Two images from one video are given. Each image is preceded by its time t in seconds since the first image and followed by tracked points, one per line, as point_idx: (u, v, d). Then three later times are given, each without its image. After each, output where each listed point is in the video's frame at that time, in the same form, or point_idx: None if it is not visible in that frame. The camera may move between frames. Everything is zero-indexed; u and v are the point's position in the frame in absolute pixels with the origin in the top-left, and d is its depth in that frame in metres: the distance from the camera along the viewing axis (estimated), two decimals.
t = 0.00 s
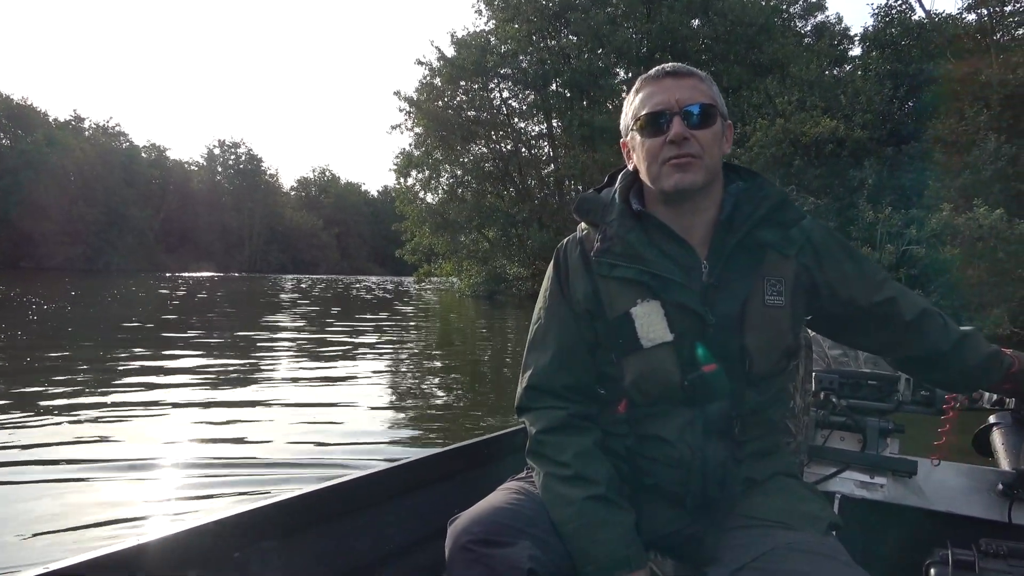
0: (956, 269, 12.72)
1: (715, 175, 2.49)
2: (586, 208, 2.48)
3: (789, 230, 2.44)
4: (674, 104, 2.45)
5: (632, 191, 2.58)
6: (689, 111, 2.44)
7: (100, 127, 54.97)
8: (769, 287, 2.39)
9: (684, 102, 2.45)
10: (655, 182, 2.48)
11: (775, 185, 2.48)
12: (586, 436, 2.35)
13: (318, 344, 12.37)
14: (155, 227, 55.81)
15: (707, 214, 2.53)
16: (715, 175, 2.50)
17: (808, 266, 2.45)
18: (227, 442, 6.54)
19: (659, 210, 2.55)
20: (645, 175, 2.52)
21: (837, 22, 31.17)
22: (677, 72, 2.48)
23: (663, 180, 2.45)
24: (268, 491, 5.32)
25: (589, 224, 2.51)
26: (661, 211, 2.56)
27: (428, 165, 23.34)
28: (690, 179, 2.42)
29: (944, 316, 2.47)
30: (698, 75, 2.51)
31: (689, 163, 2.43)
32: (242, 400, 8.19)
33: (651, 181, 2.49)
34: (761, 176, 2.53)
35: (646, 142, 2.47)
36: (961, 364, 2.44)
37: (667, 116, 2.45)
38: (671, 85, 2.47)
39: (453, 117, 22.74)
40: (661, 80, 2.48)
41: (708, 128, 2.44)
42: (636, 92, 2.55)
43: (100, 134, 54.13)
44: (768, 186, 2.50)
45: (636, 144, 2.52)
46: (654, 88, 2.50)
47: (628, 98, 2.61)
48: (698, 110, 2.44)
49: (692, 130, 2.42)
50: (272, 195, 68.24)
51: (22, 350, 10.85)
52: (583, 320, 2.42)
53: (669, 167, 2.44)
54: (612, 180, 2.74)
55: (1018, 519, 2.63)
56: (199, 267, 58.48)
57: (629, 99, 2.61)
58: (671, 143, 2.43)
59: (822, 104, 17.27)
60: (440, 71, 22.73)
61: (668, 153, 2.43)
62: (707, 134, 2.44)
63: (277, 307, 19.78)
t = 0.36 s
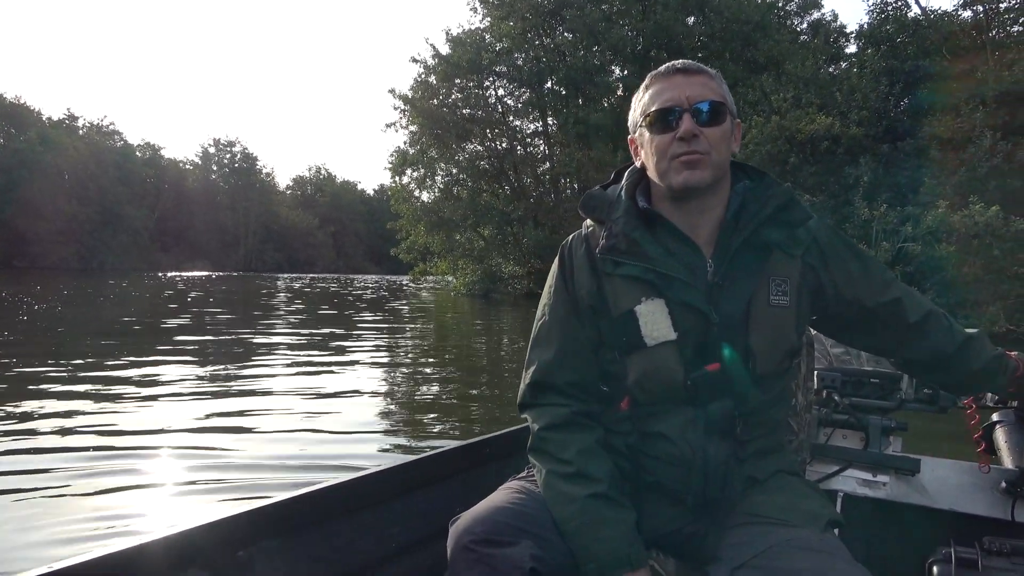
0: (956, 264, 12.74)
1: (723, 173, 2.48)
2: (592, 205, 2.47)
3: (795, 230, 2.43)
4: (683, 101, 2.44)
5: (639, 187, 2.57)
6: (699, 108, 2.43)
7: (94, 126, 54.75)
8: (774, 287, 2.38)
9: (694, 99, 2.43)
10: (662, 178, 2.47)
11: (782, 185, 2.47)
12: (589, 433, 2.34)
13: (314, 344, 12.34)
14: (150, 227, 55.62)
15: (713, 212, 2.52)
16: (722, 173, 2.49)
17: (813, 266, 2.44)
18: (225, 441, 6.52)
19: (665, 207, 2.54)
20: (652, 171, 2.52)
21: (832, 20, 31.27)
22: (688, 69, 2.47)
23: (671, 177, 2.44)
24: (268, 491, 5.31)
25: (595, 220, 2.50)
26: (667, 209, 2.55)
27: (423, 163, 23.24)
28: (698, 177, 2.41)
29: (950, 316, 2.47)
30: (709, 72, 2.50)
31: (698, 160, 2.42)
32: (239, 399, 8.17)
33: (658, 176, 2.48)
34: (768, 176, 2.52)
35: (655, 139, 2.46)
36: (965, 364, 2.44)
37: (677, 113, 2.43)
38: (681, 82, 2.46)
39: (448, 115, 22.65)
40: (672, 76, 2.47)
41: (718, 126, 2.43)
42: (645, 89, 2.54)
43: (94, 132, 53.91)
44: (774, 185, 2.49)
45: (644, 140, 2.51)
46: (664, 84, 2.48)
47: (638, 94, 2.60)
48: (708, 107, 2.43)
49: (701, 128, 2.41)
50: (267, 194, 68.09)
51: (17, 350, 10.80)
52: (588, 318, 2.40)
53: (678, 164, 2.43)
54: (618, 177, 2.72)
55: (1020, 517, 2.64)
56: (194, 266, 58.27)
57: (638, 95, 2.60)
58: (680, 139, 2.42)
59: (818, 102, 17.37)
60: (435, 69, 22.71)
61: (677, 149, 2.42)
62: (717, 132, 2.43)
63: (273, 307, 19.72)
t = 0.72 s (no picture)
0: (965, 254, 12.82)
1: (729, 174, 2.48)
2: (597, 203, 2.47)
3: (800, 229, 2.42)
4: (690, 101, 2.43)
5: (644, 186, 2.57)
6: (707, 108, 2.42)
7: (87, 123, 54.41)
8: (779, 287, 2.37)
9: (702, 98, 2.43)
10: (668, 177, 2.47)
11: (788, 185, 2.47)
12: (590, 431, 2.33)
13: (309, 342, 12.32)
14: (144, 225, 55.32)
15: (717, 211, 2.52)
16: (728, 173, 2.49)
17: (818, 265, 2.43)
18: (221, 441, 6.49)
19: (670, 206, 2.55)
20: (657, 171, 2.51)
21: (826, 18, 31.37)
22: (695, 69, 2.47)
23: (677, 176, 2.44)
24: (266, 490, 5.29)
25: (599, 218, 2.50)
26: (672, 208, 2.55)
27: (418, 161, 23.08)
28: (704, 176, 2.41)
29: (955, 317, 2.46)
30: (717, 72, 2.50)
31: (705, 160, 2.41)
32: (235, 398, 8.15)
33: (664, 176, 2.48)
34: (774, 176, 2.52)
35: (662, 138, 2.46)
36: (970, 364, 2.43)
37: (683, 112, 2.43)
38: (688, 81, 2.45)
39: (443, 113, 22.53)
40: (679, 75, 2.46)
41: (725, 126, 2.43)
42: (653, 87, 2.54)
43: (88, 130, 53.57)
44: (779, 185, 2.48)
45: (651, 140, 2.51)
46: (671, 84, 2.48)
47: (645, 93, 2.60)
48: (716, 107, 2.42)
49: (708, 127, 2.41)
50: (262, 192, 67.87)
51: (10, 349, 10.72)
52: (591, 315, 2.40)
53: (684, 163, 2.42)
54: (625, 175, 2.72)
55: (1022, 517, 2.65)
56: (188, 264, 58.01)
57: (646, 94, 2.60)
58: (687, 139, 2.42)
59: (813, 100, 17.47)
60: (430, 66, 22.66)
61: (683, 148, 2.42)
62: (724, 132, 2.42)
63: (269, 305, 19.64)
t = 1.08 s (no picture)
0: (963, 251, 12.82)
1: (736, 170, 2.48)
2: (604, 198, 2.47)
3: (804, 225, 2.41)
4: (698, 95, 2.43)
5: (651, 182, 2.57)
6: (714, 102, 2.42)
7: (83, 124, 54.30)
8: (785, 283, 2.36)
9: (709, 93, 2.42)
10: (674, 172, 2.46)
11: (793, 181, 2.46)
12: (595, 426, 2.32)
13: (307, 342, 12.30)
14: (140, 225, 55.21)
15: (723, 206, 2.51)
16: (734, 169, 2.48)
17: (822, 261, 2.42)
18: (222, 441, 6.48)
19: (677, 202, 2.54)
20: (664, 166, 2.51)
21: (823, 15, 31.42)
22: (703, 63, 2.46)
23: (684, 170, 2.43)
24: (266, 490, 5.29)
25: (606, 213, 2.50)
26: (679, 203, 2.55)
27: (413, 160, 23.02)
28: (712, 170, 2.40)
29: (960, 313, 2.46)
30: (725, 68, 2.49)
31: (712, 155, 2.41)
32: (234, 398, 8.13)
33: (671, 171, 2.47)
34: (780, 172, 2.51)
35: (669, 133, 2.46)
36: (975, 359, 2.43)
37: (691, 106, 2.42)
38: (696, 76, 2.45)
39: (438, 112, 22.55)
40: (687, 70, 2.46)
41: (732, 120, 2.42)
42: (661, 82, 2.53)
43: (83, 131, 53.44)
44: (785, 181, 2.48)
45: (658, 135, 2.50)
46: (679, 78, 2.47)
47: (653, 89, 2.59)
48: (723, 102, 2.42)
49: (716, 121, 2.40)
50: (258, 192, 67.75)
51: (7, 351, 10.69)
52: (597, 310, 2.39)
53: (691, 159, 2.42)
54: (631, 171, 2.72)
55: None
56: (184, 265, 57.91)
57: (654, 89, 2.59)
58: (694, 133, 2.41)
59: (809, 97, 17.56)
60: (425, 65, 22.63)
61: (690, 143, 2.41)
62: (732, 127, 2.42)
63: (266, 305, 19.62)
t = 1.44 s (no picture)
0: (962, 251, 12.95)
1: (736, 176, 2.47)
2: (605, 203, 2.48)
3: (806, 230, 2.41)
4: (697, 102, 2.42)
5: (652, 187, 2.57)
6: (714, 108, 2.41)
7: (77, 128, 54.13)
8: (786, 287, 2.36)
9: (708, 100, 2.42)
10: (675, 178, 2.46)
11: (794, 186, 2.46)
12: (598, 431, 2.31)
13: (303, 347, 12.29)
14: (136, 230, 55.10)
15: (724, 211, 2.51)
16: (735, 174, 2.48)
17: (824, 266, 2.42)
18: (220, 446, 6.46)
19: (679, 207, 2.54)
20: (665, 172, 2.51)
21: (820, 18, 31.53)
22: (701, 70, 2.45)
23: (684, 178, 2.43)
24: (265, 495, 5.27)
25: (607, 218, 2.50)
26: (680, 209, 2.54)
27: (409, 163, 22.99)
28: (711, 178, 2.40)
29: (962, 318, 2.46)
30: (724, 73, 2.48)
31: (712, 161, 2.40)
32: (232, 403, 8.11)
33: (672, 177, 2.47)
34: (781, 177, 2.51)
35: (669, 139, 2.45)
36: (977, 363, 2.43)
37: (691, 113, 2.42)
38: (695, 83, 2.44)
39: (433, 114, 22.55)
40: (687, 77, 2.45)
41: (731, 126, 2.42)
42: (661, 89, 2.53)
43: (79, 135, 53.33)
44: (786, 186, 2.48)
45: (658, 141, 2.50)
46: (678, 85, 2.47)
47: (651, 95, 2.59)
48: (722, 108, 2.42)
49: (715, 128, 2.40)
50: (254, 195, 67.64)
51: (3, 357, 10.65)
52: (599, 316, 2.39)
53: (692, 166, 2.42)
54: (633, 175, 2.71)
55: None
56: (180, 269, 57.80)
57: (653, 95, 2.59)
58: (693, 140, 2.41)
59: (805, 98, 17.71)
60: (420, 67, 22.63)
61: (689, 150, 2.41)
62: (730, 133, 2.42)
63: (263, 309, 19.59)
